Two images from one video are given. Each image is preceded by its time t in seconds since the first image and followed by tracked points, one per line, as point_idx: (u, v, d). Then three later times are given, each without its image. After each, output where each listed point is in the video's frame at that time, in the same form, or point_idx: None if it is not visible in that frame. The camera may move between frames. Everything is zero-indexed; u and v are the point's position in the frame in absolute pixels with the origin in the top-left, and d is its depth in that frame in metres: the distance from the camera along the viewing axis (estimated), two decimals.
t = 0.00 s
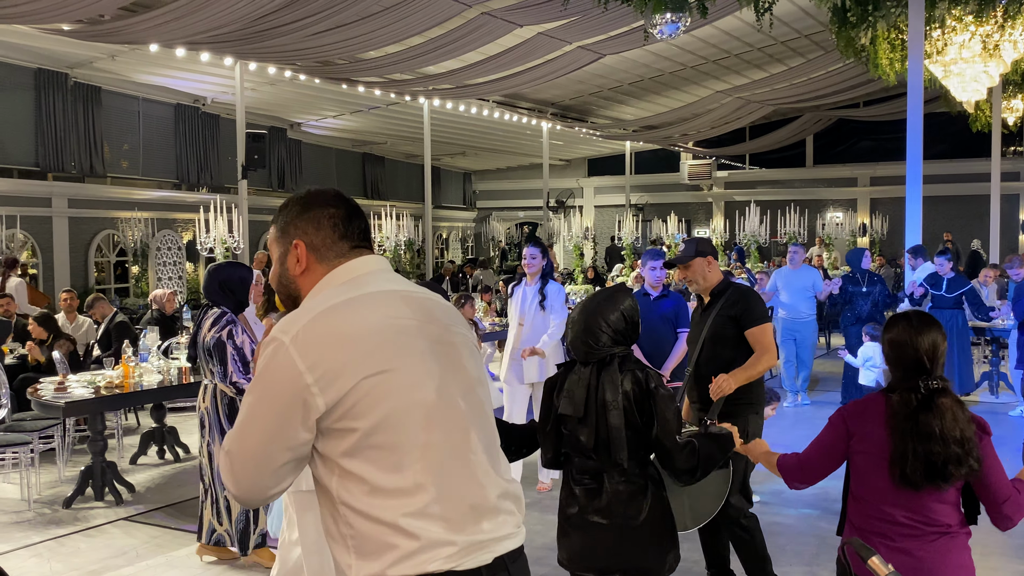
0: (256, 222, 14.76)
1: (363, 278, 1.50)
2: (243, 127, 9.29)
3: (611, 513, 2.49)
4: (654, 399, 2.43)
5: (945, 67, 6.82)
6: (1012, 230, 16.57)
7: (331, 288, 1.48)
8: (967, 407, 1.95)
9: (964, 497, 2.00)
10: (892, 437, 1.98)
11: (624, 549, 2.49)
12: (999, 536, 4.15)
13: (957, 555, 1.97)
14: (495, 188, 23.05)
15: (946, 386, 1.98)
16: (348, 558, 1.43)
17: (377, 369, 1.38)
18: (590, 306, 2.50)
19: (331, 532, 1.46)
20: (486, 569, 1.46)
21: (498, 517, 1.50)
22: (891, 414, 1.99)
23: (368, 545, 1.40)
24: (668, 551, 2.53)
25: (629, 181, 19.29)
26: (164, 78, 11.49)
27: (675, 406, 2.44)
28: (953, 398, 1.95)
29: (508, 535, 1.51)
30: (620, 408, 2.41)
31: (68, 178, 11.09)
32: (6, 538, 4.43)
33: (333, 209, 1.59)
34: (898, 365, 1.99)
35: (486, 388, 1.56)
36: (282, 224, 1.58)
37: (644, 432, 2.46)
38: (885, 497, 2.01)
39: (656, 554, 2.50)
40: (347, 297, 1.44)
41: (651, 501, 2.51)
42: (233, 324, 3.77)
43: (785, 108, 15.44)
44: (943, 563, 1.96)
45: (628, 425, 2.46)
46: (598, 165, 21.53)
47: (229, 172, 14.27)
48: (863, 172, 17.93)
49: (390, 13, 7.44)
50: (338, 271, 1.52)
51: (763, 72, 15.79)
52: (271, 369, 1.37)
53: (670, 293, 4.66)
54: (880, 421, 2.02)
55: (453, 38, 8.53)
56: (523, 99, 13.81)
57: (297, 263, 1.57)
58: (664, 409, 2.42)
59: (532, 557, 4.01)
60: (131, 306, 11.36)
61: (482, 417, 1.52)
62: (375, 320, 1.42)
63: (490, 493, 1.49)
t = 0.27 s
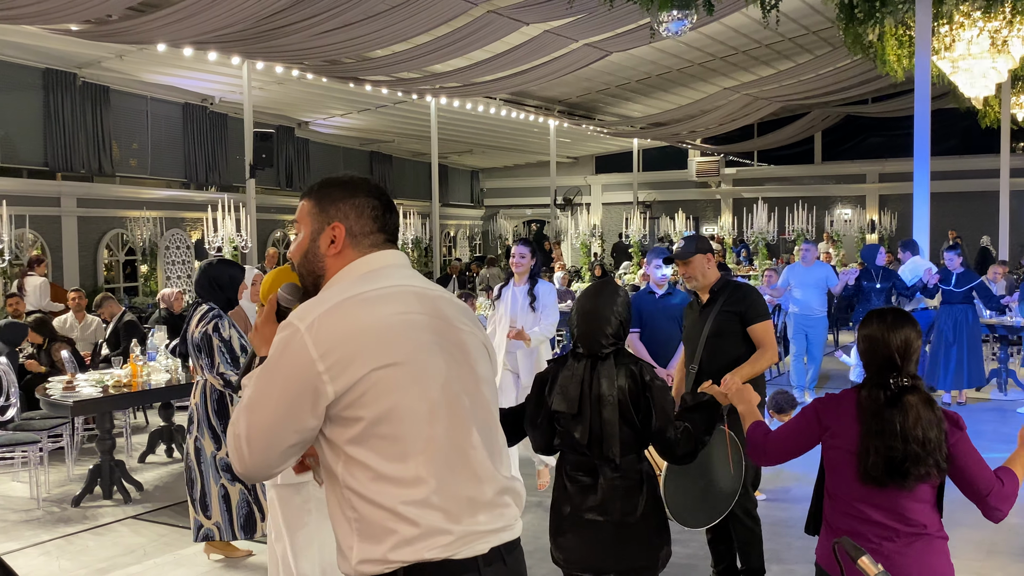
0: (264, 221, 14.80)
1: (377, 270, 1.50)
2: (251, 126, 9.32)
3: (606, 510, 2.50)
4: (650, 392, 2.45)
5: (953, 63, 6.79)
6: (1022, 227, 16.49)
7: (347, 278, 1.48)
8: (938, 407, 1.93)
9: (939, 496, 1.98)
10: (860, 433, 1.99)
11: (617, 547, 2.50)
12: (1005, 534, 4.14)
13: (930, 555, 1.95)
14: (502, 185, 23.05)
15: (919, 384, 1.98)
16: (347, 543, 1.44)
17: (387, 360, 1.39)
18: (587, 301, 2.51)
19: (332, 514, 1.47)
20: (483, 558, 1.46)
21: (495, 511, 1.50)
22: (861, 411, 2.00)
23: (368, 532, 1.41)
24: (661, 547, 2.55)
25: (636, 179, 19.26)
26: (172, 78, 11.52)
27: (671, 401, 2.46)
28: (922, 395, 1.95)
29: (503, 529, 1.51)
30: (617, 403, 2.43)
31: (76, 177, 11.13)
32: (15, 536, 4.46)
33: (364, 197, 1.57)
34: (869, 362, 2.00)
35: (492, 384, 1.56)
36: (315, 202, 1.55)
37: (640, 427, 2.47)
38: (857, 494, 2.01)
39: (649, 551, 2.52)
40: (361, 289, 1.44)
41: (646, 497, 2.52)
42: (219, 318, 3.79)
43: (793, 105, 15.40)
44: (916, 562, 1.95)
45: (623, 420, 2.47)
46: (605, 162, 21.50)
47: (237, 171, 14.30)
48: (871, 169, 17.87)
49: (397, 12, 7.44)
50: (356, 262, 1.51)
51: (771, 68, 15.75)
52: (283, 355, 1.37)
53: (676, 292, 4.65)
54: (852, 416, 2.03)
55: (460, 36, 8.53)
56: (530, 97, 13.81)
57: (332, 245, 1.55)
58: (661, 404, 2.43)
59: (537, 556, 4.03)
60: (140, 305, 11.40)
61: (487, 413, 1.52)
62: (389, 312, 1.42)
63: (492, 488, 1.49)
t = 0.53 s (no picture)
0: (270, 217, 14.84)
1: (396, 263, 1.49)
2: (257, 122, 9.33)
3: (598, 516, 2.49)
4: (644, 396, 2.45)
5: (960, 59, 6.77)
6: None
7: (363, 267, 1.46)
8: (925, 407, 1.94)
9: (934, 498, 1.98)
10: (848, 435, 1.99)
11: (608, 553, 2.49)
12: (1010, 532, 4.14)
13: (926, 558, 1.94)
14: (508, 182, 23.04)
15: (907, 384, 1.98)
16: (337, 528, 1.43)
17: (398, 356, 1.39)
18: (586, 304, 2.52)
19: (322, 497, 1.46)
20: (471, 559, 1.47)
21: (485, 512, 1.51)
22: (849, 413, 2.00)
23: (361, 521, 1.40)
24: (656, 555, 2.52)
25: (642, 175, 19.23)
26: (178, 74, 11.54)
27: (665, 407, 2.44)
28: (912, 395, 1.95)
29: (491, 530, 1.51)
30: (609, 406, 2.43)
31: (83, 174, 11.16)
32: (20, 531, 4.48)
33: (395, 191, 1.56)
34: (857, 364, 2.01)
35: (492, 389, 1.57)
36: (348, 182, 1.54)
37: (632, 431, 2.46)
38: (848, 496, 2.01)
39: (642, 560, 2.50)
40: (375, 279, 1.43)
41: (639, 504, 2.51)
42: (211, 313, 3.83)
43: (800, 101, 15.35)
44: (911, 566, 1.94)
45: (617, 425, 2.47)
46: (612, 159, 21.49)
47: (243, 167, 14.34)
48: (878, 165, 17.81)
49: (402, 8, 7.44)
50: (378, 251, 1.50)
51: (777, 64, 15.71)
52: (293, 336, 1.35)
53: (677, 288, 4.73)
54: (840, 418, 2.03)
55: (466, 33, 8.53)
56: (536, 93, 13.78)
57: (356, 230, 1.52)
58: (654, 410, 2.42)
59: (540, 554, 4.03)
60: (146, 301, 11.44)
61: (486, 417, 1.53)
62: (404, 307, 1.42)
63: (484, 490, 1.50)
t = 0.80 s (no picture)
0: (275, 213, 14.86)
1: (427, 259, 1.44)
2: (262, 118, 9.33)
3: (601, 512, 2.48)
4: (652, 390, 2.44)
5: (965, 55, 6.74)
6: None
7: (394, 256, 1.41)
8: (941, 406, 1.91)
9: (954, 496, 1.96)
10: (865, 433, 1.96)
11: (612, 550, 2.47)
12: (1013, 529, 4.13)
13: (946, 557, 1.92)
14: (513, 177, 23.04)
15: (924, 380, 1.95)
16: (310, 515, 1.37)
17: (417, 361, 1.35)
18: (592, 298, 2.52)
19: (298, 471, 1.40)
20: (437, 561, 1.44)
21: (453, 523, 1.49)
22: (865, 412, 1.97)
23: (339, 514, 1.35)
24: (661, 556, 2.49)
25: (647, 171, 19.21)
26: (183, 70, 11.55)
27: (672, 402, 2.43)
28: (930, 393, 1.92)
29: (456, 538, 1.49)
30: (616, 400, 2.43)
31: (88, 169, 11.18)
32: (24, 525, 4.50)
33: (431, 178, 1.48)
34: (872, 362, 1.98)
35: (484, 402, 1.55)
36: (377, 155, 1.44)
37: (640, 426, 2.46)
38: (866, 497, 1.99)
39: (646, 559, 2.47)
40: (406, 273, 1.38)
41: (644, 501, 2.49)
42: (203, 308, 3.84)
43: (805, 97, 15.31)
44: (934, 566, 1.91)
45: (625, 420, 2.46)
46: (617, 154, 21.48)
47: (247, 162, 14.36)
48: (884, 161, 17.77)
49: (406, 4, 7.43)
50: (405, 239, 1.43)
51: (783, 60, 15.67)
52: (316, 315, 1.29)
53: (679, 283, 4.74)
54: (857, 417, 2.00)
55: (469, 28, 8.53)
56: (540, 89, 13.76)
57: (383, 209, 1.44)
58: (660, 404, 2.41)
59: (542, 550, 4.04)
60: (151, 296, 11.47)
61: (475, 430, 1.51)
62: (429, 308, 1.38)
63: (456, 502, 1.48)
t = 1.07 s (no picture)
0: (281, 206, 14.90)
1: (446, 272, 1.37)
2: (266, 112, 9.34)
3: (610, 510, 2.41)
4: (662, 387, 2.40)
5: (972, 49, 6.72)
6: None
7: (413, 271, 1.32)
8: (983, 405, 1.85)
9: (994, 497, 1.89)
10: (908, 434, 1.87)
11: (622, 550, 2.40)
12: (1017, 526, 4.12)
13: (988, 560, 1.85)
14: (519, 171, 23.04)
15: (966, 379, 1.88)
16: (297, 519, 1.30)
17: (431, 394, 1.30)
18: (605, 293, 2.45)
19: (291, 468, 1.31)
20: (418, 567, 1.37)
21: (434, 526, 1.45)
22: (907, 411, 1.89)
23: (327, 522, 1.28)
24: (671, 556, 2.43)
25: (652, 165, 19.20)
26: (189, 63, 11.56)
27: (684, 399, 2.40)
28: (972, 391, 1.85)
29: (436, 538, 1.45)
30: (628, 396, 2.38)
31: (93, 162, 11.20)
32: (29, 517, 4.52)
33: (458, 197, 1.37)
34: (914, 359, 1.90)
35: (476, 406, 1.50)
36: (404, 154, 1.33)
37: (649, 423, 2.41)
38: (906, 499, 1.90)
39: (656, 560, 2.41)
40: (429, 296, 1.30)
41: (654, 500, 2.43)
42: (191, 302, 3.84)
43: (811, 91, 15.27)
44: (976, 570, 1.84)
45: (636, 417, 2.41)
46: (622, 149, 21.46)
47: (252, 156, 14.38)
48: (890, 156, 17.72)
49: None
50: (423, 252, 1.35)
51: (789, 54, 15.63)
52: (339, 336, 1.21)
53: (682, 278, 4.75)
54: (899, 417, 1.91)
55: (474, 22, 8.52)
56: (545, 83, 13.74)
57: (400, 223, 1.34)
58: (672, 399, 2.38)
59: (544, 545, 4.04)
60: (156, 290, 11.50)
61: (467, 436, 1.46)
62: (446, 323, 1.31)
63: (439, 506, 1.44)
